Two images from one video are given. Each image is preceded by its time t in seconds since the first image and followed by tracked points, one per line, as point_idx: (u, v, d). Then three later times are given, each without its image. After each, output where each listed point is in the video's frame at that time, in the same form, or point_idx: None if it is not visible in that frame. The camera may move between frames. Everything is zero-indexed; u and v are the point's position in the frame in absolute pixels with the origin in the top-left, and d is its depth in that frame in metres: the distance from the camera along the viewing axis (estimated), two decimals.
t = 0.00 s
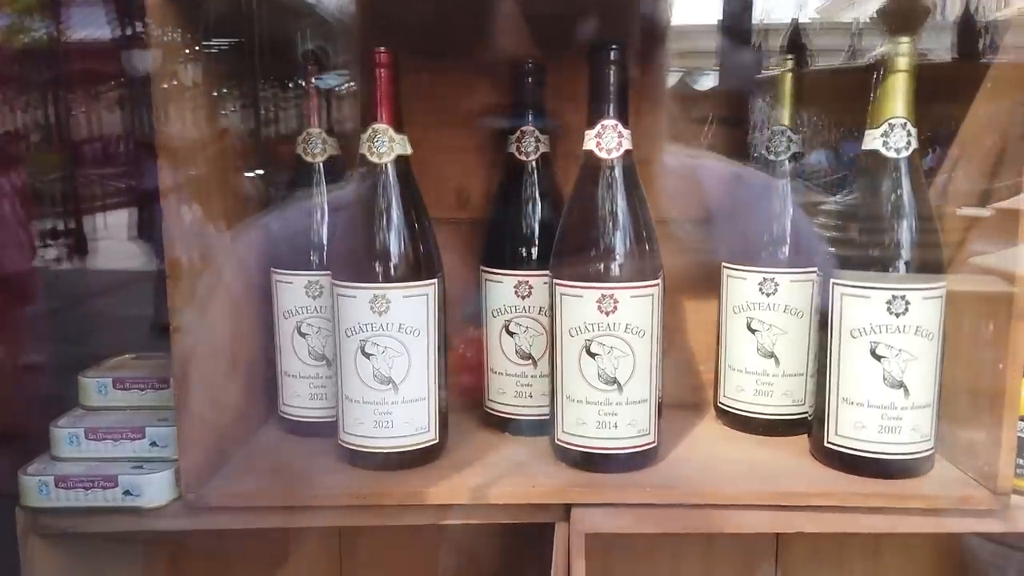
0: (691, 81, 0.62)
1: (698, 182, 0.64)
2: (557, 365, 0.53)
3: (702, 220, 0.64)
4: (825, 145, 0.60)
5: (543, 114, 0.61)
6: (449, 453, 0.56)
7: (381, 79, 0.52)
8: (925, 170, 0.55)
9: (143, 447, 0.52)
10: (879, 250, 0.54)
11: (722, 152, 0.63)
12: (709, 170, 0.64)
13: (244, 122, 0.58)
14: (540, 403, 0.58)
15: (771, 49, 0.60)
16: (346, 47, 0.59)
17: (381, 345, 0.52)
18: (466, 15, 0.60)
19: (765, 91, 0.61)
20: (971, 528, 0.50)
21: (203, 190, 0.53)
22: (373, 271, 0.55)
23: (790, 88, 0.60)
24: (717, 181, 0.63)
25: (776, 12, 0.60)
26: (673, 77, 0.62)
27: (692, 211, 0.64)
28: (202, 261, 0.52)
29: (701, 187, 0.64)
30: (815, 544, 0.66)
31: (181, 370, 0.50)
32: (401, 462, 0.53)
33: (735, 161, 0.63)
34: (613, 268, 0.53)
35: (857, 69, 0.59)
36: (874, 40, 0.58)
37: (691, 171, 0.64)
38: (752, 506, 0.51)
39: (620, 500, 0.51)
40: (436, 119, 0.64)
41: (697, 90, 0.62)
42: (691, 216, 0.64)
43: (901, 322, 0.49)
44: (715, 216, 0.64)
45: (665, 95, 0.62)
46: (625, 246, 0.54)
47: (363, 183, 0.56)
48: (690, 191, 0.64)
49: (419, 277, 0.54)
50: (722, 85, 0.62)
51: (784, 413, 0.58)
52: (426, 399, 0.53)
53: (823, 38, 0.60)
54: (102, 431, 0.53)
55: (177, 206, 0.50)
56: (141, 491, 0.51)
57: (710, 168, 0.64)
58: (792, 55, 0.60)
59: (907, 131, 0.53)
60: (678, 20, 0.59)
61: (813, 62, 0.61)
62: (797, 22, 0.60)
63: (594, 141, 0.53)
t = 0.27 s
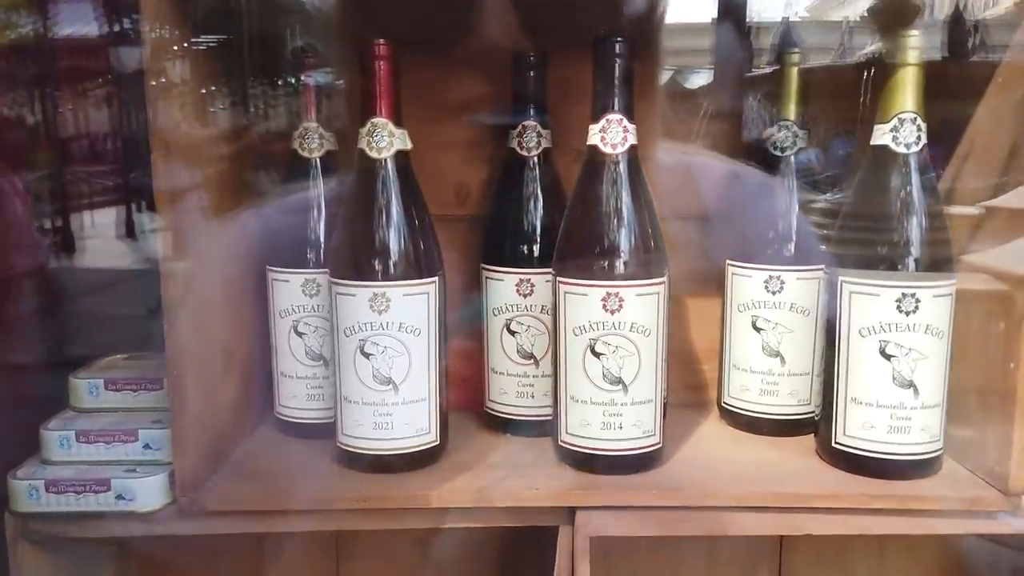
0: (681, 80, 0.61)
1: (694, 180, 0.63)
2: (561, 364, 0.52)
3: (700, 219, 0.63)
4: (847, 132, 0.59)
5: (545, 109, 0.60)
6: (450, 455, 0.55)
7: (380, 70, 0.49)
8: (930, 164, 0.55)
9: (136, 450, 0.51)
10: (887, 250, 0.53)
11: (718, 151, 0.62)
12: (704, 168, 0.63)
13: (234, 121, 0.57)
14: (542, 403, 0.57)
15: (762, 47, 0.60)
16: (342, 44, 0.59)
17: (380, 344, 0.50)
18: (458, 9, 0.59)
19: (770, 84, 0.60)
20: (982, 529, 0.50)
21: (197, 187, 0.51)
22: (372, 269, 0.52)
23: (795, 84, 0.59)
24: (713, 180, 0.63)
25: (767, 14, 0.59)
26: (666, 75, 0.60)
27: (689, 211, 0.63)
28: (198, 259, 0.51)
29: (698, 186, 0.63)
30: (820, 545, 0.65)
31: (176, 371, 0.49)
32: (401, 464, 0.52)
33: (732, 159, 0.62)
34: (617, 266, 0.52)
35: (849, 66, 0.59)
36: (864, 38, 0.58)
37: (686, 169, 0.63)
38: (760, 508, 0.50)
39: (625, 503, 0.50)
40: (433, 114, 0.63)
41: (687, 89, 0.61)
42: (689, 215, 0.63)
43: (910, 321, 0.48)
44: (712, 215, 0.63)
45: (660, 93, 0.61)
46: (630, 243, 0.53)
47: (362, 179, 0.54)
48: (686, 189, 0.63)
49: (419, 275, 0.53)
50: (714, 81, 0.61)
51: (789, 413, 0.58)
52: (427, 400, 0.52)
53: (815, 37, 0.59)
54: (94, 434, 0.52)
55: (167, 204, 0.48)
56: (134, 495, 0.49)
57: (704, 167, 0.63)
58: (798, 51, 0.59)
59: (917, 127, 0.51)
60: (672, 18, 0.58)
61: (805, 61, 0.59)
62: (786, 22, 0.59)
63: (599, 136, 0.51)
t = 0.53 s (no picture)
0: (670, 77, 0.60)
1: (682, 179, 0.62)
2: (550, 365, 0.51)
3: (688, 219, 0.62)
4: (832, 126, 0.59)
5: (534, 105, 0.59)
6: (438, 459, 0.54)
7: (366, 67, 0.48)
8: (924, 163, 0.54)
9: (115, 454, 0.50)
10: (879, 249, 0.52)
11: (705, 148, 0.62)
12: (692, 167, 0.62)
13: (218, 118, 0.56)
14: (532, 405, 0.57)
15: (751, 45, 0.59)
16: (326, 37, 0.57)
17: (367, 346, 0.49)
18: (446, 4, 0.58)
19: (757, 84, 0.60)
20: (976, 532, 0.49)
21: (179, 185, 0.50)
22: (358, 268, 0.51)
23: (788, 81, 0.59)
24: (700, 178, 0.62)
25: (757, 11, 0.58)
26: (654, 72, 0.60)
27: (678, 210, 0.62)
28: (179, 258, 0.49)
29: (685, 185, 0.62)
30: (811, 546, 0.65)
31: (157, 375, 0.47)
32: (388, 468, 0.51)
33: (721, 157, 0.62)
34: (608, 266, 0.51)
35: (838, 63, 0.59)
36: (853, 36, 0.57)
37: (673, 167, 0.62)
38: (753, 511, 0.49)
39: (616, 507, 0.49)
40: (420, 111, 0.62)
41: (675, 86, 0.60)
42: (678, 215, 0.62)
43: (904, 321, 0.48)
44: (700, 215, 0.62)
45: (649, 90, 0.60)
46: (620, 242, 0.52)
47: (348, 177, 0.52)
48: (674, 187, 0.62)
49: (405, 275, 0.52)
50: (703, 79, 0.60)
51: (780, 414, 0.57)
52: (414, 402, 0.51)
53: (804, 35, 0.58)
54: (72, 438, 0.50)
55: (148, 202, 0.47)
56: (113, 501, 0.48)
57: (691, 165, 0.62)
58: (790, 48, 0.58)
59: (910, 126, 0.51)
60: (661, 16, 0.57)
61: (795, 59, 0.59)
62: (775, 19, 0.59)
63: (589, 133, 0.51)
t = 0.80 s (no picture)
0: (653, 78, 0.60)
1: (653, 181, 0.62)
2: (521, 369, 0.51)
3: (663, 222, 0.62)
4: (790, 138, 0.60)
5: (507, 105, 0.58)
6: (408, 463, 0.53)
7: (336, 69, 0.48)
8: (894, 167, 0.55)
9: (79, 460, 0.49)
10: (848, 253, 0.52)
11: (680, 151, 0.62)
12: (663, 169, 0.62)
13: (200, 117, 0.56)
14: (504, 408, 0.56)
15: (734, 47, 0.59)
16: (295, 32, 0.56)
17: (335, 350, 0.49)
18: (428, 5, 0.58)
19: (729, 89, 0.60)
20: (942, 535, 0.49)
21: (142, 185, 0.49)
22: (327, 272, 0.50)
23: (760, 85, 0.59)
24: (673, 181, 0.62)
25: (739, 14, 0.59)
26: (634, 75, 0.60)
27: (649, 213, 0.62)
28: (145, 261, 0.49)
29: (658, 187, 0.62)
30: (782, 548, 0.65)
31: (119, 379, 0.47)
32: (357, 473, 0.51)
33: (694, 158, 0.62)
34: (578, 269, 0.51)
35: (818, 66, 0.58)
36: (833, 39, 0.57)
37: (644, 169, 0.62)
38: (722, 515, 0.49)
39: (585, 511, 0.49)
40: (394, 113, 0.61)
41: (649, 88, 0.60)
42: (649, 218, 0.62)
43: (871, 326, 0.48)
44: (674, 218, 0.62)
45: (622, 94, 0.60)
46: (592, 245, 0.52)
47: (317, 179, 0.52)
48: (646, 190, 0.62)
49: (375, 278, 0.51)
50: (686, 79, 0.60)
51: (752, 417, 0.57)
52: (383, 406, 0.51)
53: (784, 37, 0.59)
54: (35, 443, 0.50)
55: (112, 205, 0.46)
56: (76, 507, 0.47)
57: (663, 168, 0.62)
58: (763, 52, 0.59)
59: (881, 130, 0.51)
60: (638, 16, 0.57)
61: (776, 61, 0.59)
62: (757, 22, 0.59)
63: (560, 136, 0.50)
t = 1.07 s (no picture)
0: (629, 79, 0.60)
1: (605, 180, 0.63)
2: (471, 370, 0.51)
3: (614, 221, 0.63)
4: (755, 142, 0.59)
5: (462, 104, 0.57)
6: (358, 466, 0.53)
7: (282, 63, 0.47)
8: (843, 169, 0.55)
9: (13, 465, 0.48)
10: (802, 251, 0.52)
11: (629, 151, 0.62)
12: (615, 169, 0.63)
13: (172, 115, 0.55)
14: (456, 409, 0.56)
15: (706, 48, 0.60)
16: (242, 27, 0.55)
17: (280, 351, 0.48)
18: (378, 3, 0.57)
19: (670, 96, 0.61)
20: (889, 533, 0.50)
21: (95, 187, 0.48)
22: (273, 272, 0.49)
23: (714, 86, 0.60)
24: (624, 181, 0.63)
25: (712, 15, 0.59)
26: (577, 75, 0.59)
27: (600, 212, 0.62)
28: (83, 263, 0.47)
29: (609, 186, 0.63)
30: (737, 547, 0.66)
31: (55, 386, 0.45)
32: (304, 476, 0.50)
33: (645, 157, 0.62)
34: (529, 269, 0.51)
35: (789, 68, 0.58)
36: (804, 41, 0.56)
37: (595, 169, 0.62)
38: (672, 516, 0.49)
39: (535, 513, 0.48)
40: (346, 111, 0.60)
41: (591, 89, 0.60)
42: (600, 217, 0.62)
43: (819, 325, 0.48)
44: (626, 218, 0.63)
45: (570, 94, 0.60)
46: (543, 245, 0.52)
47: (263, 177, 0.51)
48: (596, 189, 0.62)
49: (323, 278, 0.50)
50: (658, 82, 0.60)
51: (704, 417, 0.57)
52: (331, 409, 0.50)
53: (755, 38, 0.59)
54: None
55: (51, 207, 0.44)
56: (10, 513, 0.46)
57: (613, 167, 0.63)
58: (717, 52, 0.59)
59: (829, 131, 0.51)
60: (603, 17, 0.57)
61: (747, 62, 0.60)
62: (729, 23, 0.59)
63: (511, 135, 0.50)
